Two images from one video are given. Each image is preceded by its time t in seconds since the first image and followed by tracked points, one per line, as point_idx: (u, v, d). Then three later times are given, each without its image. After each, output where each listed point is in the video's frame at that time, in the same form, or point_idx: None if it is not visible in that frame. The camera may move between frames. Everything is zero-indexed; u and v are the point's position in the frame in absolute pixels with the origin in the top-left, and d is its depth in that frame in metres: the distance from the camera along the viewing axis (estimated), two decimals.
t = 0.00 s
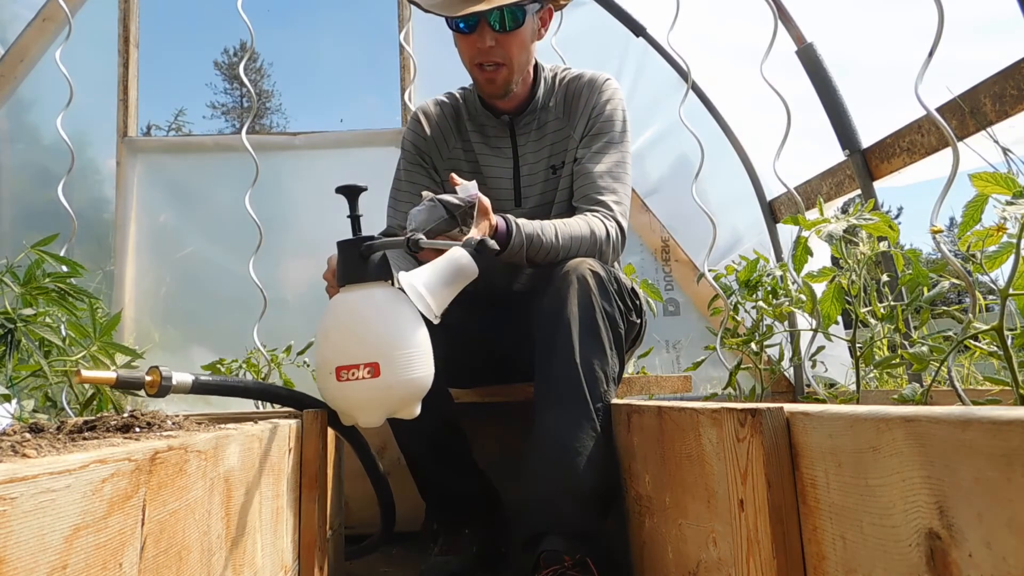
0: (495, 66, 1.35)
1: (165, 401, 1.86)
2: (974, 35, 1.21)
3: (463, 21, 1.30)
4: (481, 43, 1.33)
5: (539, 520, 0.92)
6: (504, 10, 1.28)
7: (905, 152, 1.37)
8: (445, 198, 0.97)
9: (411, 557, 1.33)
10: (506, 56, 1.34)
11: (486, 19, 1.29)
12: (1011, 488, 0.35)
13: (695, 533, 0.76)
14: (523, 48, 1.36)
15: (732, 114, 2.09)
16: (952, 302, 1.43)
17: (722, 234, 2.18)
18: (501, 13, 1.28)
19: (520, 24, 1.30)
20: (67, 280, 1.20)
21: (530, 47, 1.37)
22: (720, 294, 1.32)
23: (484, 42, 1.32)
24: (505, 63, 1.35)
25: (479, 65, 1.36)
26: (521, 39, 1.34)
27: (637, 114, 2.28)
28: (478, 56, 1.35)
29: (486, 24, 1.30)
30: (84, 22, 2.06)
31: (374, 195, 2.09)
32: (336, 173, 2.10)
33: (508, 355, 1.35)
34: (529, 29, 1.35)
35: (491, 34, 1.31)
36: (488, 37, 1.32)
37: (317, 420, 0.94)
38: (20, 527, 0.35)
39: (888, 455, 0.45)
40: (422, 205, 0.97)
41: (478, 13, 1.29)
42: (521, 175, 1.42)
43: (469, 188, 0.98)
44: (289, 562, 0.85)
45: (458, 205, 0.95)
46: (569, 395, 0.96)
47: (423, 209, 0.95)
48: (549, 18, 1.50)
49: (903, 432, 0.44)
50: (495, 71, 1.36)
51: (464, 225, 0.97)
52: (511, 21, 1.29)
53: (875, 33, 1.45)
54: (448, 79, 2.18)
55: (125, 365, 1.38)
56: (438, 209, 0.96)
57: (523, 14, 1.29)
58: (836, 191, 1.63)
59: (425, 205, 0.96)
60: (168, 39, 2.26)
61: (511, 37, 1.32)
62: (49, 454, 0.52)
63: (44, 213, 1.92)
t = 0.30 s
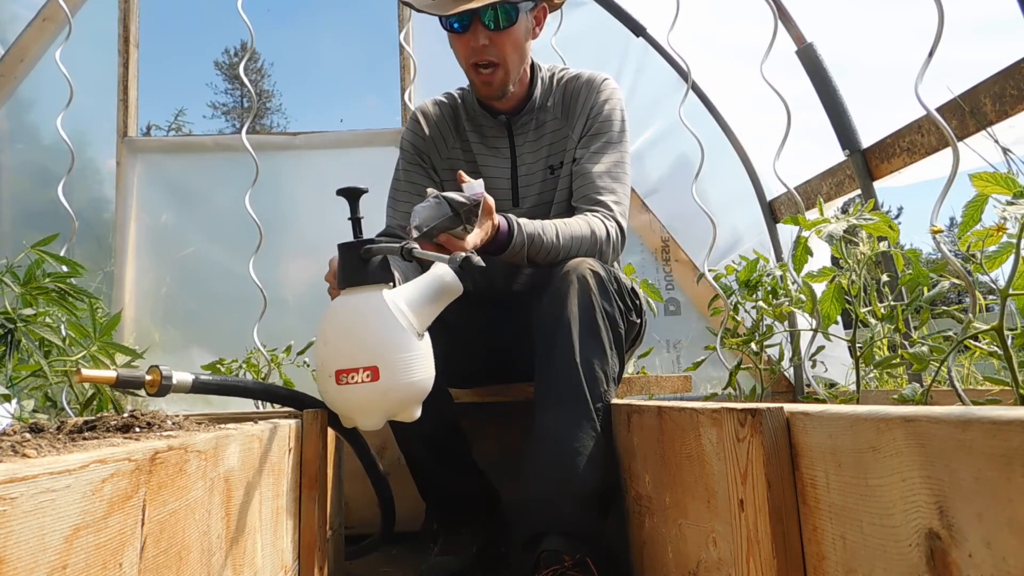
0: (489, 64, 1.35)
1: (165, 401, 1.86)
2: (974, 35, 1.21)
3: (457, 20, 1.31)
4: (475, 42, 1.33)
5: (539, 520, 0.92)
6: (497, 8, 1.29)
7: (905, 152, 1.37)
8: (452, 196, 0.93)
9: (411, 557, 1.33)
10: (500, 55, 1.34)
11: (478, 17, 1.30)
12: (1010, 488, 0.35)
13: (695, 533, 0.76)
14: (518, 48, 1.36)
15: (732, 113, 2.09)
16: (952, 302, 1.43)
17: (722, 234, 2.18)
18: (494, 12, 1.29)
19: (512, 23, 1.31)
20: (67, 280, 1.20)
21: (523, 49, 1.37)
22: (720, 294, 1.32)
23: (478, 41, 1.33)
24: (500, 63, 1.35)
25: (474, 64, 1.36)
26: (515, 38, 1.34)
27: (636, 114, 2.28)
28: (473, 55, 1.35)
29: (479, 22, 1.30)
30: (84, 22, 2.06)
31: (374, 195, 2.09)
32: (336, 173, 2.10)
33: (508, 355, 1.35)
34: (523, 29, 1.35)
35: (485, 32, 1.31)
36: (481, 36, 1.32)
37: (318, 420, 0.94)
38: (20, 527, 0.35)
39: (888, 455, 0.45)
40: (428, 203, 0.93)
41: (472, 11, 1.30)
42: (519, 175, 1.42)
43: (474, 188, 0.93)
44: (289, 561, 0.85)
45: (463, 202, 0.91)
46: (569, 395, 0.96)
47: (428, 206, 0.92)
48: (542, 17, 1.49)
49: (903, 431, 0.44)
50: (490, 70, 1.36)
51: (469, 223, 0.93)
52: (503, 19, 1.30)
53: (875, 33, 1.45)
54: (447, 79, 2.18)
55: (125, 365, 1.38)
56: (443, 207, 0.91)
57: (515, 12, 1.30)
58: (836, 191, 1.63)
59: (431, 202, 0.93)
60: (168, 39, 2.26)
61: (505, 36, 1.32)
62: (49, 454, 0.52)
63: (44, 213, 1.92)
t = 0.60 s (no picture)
0: (491, 61, 1.34)
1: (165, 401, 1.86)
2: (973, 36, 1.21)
3: (454, 19, 1.31)
4: (476, 39, 1.33)
5: (539, 519, 0.92)
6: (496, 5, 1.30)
7: (905, 152, 1.37)
8: (507, 181, 0.92)
9: (411, 557, 1.33)
10: (502, 51, 1.34)
11: (480, 14, 1.30)
12: (1010, 488, 0.35)
13: (695, 533, 0.76)
14: (518, 44, 1.36)
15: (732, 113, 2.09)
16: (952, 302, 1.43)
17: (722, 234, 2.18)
18: (493, 9, 1.30)
19: (512, 20, 1.32)
20: (67, 280, 1.20)
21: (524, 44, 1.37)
22: (720, 294, 1.32)
23: (480, 38, 1.32)
24: (501, 58, 1.34)
25: (475, 62, 1.35)
26: (515, 34, 1.34)
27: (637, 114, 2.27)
28: (473, 52, 1.35)
29: (480, 19, 1.31)
30: (83, 22, 2.06)
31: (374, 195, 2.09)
32: (336, 173, 2.10)
33: (508, 355, 1.35)
34: (522, 27, 1.36)
35: (487, 29, 1.31)
36: (484, 32, 1.32)
37: (318, 420, 0.94)
38: (20, 527, 0.35)
39: (888, 455, 0.45)
40: (480, 186, 0.91)
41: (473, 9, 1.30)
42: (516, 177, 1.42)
43: (536, 175, 0.93)
44: (289, 561, 0.85)
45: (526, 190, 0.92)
46: (569, 395, 0.96)
47: (484, 190, 0.90)
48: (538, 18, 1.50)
49: (903, 431, 0.44)
50: (493, 67, 1.35)
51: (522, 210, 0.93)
52: (504, 16, 1.31)
53: (875, 33, 1.45)
54: (447, 79, 2.18)
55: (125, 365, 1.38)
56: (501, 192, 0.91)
57: (515, 8, 1.31)
58: (836, 191, 1.63)
59: (485, 186, 0.91)
60: (168, 39, 2.26)
61: (506, 32, 1.33)
62: (49, 454, 0.52)
63: (44, 213, 1.92)
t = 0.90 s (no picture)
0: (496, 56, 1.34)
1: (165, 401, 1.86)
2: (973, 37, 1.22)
3: (456, 19, 1.30)
4: (481, 35, 1.33)
5: (539, 518, 0.92)
6: None
7: (905, 152, 1.37)
8: (564, 191, 0.93)
9: (411, 557, 1.33)
10: (507, 45, 1.34)
11: (484, 10, 1.30)
12: (1010, 488, 0.35)
13: (695, 533, 0.76)
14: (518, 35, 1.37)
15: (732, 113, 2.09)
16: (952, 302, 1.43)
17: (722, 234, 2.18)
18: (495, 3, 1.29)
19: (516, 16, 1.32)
20: (67, 280, 1.20)
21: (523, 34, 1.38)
22: (720, 294, 1.32)
23: (485, 35, 1.32)
24: (506, 53, 1.35)
25: (480, 57, 1.35)
26: (516, 26, 1.34)
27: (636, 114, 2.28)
28: (478, 48, 1.34)
29: (485, 15, 1.30)
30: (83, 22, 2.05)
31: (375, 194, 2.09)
32: (336, 173, 2.10)
33: (508, 355, 1.35)
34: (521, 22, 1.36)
35: (492, 24, 1.31)
36: (489, 28, 1.32)
37: (318, 420, 0.94)
38: (20, 527, 0.35)
39: (888, 455, 0.45)
40: (538, 195, 0.90)
41: (474, 7, 1.29)
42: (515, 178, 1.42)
43: (592, 183, 0.95)
44: (289, 561, 0.85)
45: (581, 199, 0.93)
46: (570, 395, 0.96)
47: (545, 201, 0.89)
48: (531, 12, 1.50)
49: (903, 431, 0.44)
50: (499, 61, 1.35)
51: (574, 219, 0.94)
52: (507, 11, 1.30)
53: (875, 34, 1.45)
54: (447, 79, 2.18)
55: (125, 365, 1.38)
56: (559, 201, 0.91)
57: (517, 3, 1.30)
58: (836, 191, 1.63)
59: (545, 196, 0.89)
60: (168, 39, 2.26)
61: (509, 26, 1.33)
62: (49, 454, 0.52)
63: (44, 213, 1.92)
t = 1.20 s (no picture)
0: (498, 57, 1.34)
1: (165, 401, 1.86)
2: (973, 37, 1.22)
3: (460, 19, 1.29)
4: (484, 36, 1.32)
5: (539, 518, 0.92)
6: None
7: (905, 152, 1.37)
8: (545, 199, 0.91)
9: (411, 557, 1.33)
10: (509, 45, 1.34)
11: (487, 11, 1.29)
12: (1010, 488, 0.35)
13: (695, 533, 0.76)
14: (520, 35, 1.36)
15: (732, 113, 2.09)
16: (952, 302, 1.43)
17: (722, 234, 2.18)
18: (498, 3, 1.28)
19: (519, 15, 1.31)
20: (67, 280, 1.20)
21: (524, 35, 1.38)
22: (720, 294, 1.32)
23: (488, 35, 1.32)
24: (510, 52, 1.35)
25: (483, 58, 1.34)
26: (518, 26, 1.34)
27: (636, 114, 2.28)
28: (481, 49, 1.34)
29: (488, 15, 1.29)
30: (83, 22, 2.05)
31: (375, 194, 2.08)
32: (335, 173, 2.10)
33: (508, 354, 1.35)
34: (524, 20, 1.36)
35: (495, 25, 1.31)
36: (493, 28, 1.31)
37: (318, 420, 0.94)
38: (20, 527, 0.35)
39: (888, 455, 0.45)
40: (518, 204, 0.90)
41: (476, 8, 1.28)
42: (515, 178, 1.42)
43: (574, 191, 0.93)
44: (289, 561, 0.85)
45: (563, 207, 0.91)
46: (570, 394, 0.96)
47: (524, 210, 0.89)
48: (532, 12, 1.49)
49: (903, 431, 0.44)
50: (501, 61, 1.34)
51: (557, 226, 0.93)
52: (509, 12, 1.29)
53: (875, 33, 1.45)
54: (447, 79, 2.18)
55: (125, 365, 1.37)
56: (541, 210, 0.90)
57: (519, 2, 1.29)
58: (836, 191, 1.63)
59: (524, 205, 0.89)
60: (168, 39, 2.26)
61: (512, 26, 1.32)
62: (49, 454, 0.52)
63: (44, 213, 1.92)
